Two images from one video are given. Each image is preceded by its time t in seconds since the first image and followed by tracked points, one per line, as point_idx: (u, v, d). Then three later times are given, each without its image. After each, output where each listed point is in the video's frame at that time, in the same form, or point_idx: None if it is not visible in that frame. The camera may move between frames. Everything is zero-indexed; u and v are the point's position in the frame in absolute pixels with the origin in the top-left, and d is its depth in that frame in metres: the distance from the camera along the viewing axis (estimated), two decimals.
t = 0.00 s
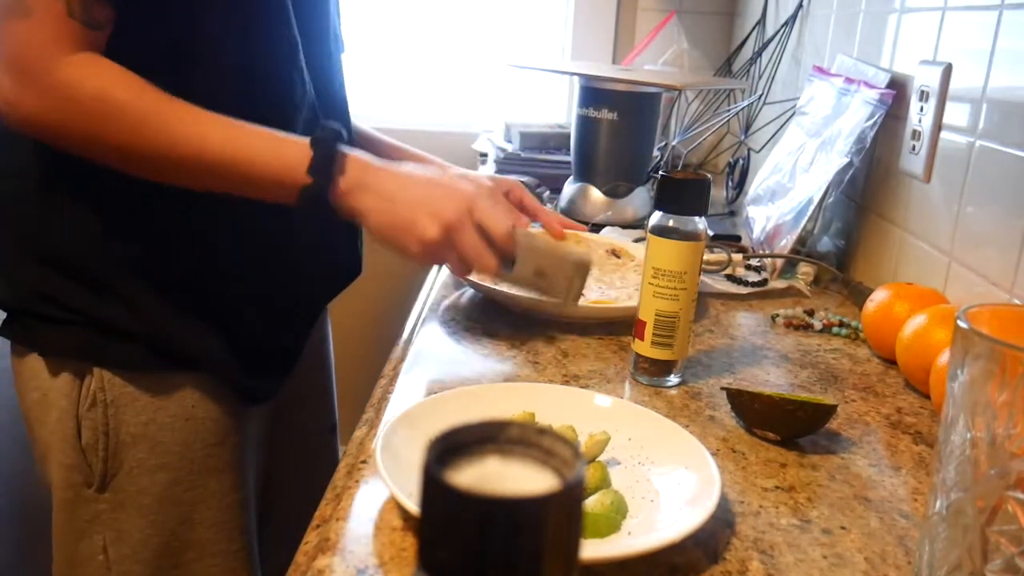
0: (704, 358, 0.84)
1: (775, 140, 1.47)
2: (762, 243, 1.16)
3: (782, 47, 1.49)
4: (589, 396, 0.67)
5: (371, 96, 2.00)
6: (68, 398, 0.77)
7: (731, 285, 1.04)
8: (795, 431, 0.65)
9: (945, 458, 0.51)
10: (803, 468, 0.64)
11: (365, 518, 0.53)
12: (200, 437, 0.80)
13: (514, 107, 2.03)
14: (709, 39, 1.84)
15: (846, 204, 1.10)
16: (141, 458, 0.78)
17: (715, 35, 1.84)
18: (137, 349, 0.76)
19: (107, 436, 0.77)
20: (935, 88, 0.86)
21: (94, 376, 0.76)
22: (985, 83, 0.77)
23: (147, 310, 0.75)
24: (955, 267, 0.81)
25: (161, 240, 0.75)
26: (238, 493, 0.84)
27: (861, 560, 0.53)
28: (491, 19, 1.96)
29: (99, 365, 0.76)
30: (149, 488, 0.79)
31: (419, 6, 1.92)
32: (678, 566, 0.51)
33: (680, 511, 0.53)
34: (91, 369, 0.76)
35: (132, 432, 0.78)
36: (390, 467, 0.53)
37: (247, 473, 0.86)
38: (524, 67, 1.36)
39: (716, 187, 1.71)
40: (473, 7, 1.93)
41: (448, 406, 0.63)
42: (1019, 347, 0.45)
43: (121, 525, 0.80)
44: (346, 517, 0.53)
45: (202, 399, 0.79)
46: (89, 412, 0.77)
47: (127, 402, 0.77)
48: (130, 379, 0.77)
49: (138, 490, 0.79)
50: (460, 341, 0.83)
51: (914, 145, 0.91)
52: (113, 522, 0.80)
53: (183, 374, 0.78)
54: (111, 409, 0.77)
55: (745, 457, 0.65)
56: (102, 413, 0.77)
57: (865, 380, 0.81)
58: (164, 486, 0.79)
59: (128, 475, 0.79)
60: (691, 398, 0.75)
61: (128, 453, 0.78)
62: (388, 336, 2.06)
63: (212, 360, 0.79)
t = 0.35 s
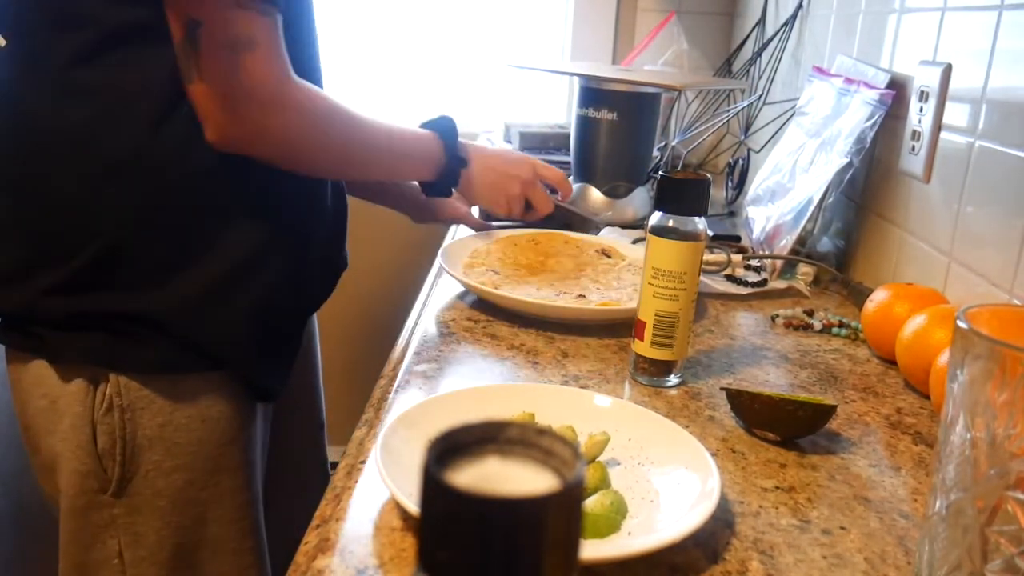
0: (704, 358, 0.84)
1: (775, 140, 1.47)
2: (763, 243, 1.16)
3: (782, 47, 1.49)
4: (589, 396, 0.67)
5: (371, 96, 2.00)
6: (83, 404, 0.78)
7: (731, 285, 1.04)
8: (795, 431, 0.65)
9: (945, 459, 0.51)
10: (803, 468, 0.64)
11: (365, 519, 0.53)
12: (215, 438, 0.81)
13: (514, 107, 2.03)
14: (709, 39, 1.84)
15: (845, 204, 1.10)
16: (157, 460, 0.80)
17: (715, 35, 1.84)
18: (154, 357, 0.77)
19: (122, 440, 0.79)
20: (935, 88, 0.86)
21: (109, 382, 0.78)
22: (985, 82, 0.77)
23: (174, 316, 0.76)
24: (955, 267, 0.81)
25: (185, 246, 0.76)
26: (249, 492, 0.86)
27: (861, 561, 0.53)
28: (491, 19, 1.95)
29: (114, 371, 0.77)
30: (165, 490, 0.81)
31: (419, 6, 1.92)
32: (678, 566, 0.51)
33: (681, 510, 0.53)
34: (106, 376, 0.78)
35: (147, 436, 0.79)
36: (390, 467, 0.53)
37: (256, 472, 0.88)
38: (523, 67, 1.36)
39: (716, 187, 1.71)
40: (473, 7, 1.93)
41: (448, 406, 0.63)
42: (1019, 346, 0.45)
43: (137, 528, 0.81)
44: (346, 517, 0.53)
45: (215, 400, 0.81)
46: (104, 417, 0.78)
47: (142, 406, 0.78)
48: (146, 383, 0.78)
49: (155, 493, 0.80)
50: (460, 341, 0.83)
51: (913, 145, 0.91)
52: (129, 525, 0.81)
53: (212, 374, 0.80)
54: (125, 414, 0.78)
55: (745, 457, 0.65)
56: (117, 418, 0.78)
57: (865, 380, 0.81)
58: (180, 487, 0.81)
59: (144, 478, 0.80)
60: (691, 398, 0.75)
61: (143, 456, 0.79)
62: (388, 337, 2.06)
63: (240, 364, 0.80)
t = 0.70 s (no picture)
0: (704, 358, 0.84)
1: (774, 140, 1.47)
2: (763, 244, 1.16)
3: (782, 47, 1.49)
4: (589, 396, 0.67)
5: (371, 96, 2.00)
6: (17, 402, 0.77)
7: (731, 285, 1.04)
8: (795, 431, 0.65)
9: (945, 459, 0.51)
10: (803, 468, 0.64)
11: (364, 519, 0.53)
12: (166, 435, 0.81)
13: (514, 107, 2.03)
14: (709, 39, 1.84)
15: (845, 204, 1.10)
16: (97, 461, 0.79)
17: (714, 35, 1.84)
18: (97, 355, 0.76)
19: (60, 440, 0.78)
20: (935, 88, 0.86)
21: (43, 380, 0.77)
22: (985, 82, 0.77)
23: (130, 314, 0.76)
24: (955, 267, 0.81)
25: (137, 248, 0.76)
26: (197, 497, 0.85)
27: (861, 561, 0.53)
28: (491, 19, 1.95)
29: (54, 370, 0.76)
30: (106, 491, 0.80)
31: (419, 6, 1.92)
32: (677, 566, 0.51)
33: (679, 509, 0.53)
34: (42, 375, 0.77)
35: (86, 436, 0.79)
36: (390, 467, 0.53)
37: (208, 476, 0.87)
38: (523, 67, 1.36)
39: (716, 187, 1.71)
40: (473, 7, 1.93)
41: (447, 407, 0.63)
42: (1019, 346, 0.45)
43: (78, 528, 0.81)
44: (345, 517, 0.53)
45: (163, 401, 0.80)
46: (39, 416, 0.77)
47: (79, 405, 0.78)
48: (88, 381, 0.77)
49: (95, 493, 0.80)
50: (460, 341, 0.83)
51: (913, 145, 0.91)
52: (69, 525, 0.81)
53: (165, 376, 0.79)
54: (61, 413, 0.78)
55: (745, 457, 0.65)
56: (52, 417, 0.78)
57: (865, 380, 0.81)
58: (120, 488, 0.80)
59: (83, 478, 0.80)
60: (691, 398, 0.75)
61: (83, 456, 0.79)
62: (389, 337, 2.06)
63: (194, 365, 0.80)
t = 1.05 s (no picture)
0: (703, 358, 0.84)
1: (775, 140, 1.47)
2: (763, 244, 1.16)
3: (782, 47, 1.49)
4: (589, 396, 0.67)
5: (371, 96, 2.00)
6: None
7: (731, 285, 1.04)
8: (795, 431, 0.65)
9: (945, 459, 0.51)
10: (803, 468, 0.64)
11: (364, 519, 0.53)
12: (105, 499, 0.72)
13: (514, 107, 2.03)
14: (709, 39, 1.84)
15: (845, 204, 1.10)
16: (34, 525, 0.70)
17: (714, 35, 1.84)
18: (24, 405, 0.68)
19: None
20: (935, 88, 0.86)
21: None
22: (985, 82, 0.77)
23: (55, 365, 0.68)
24: (954, 267, 0.81)
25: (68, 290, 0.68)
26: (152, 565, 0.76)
27: (861, 560, 0.53)
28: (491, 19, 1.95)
29: None
30: (45, 560, 0.72)
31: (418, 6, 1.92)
32: (677, 566, 0.51)
33: (679, 510, 0.53)
34: None
35: (23, 496, 0.70)
36: (390, 468, 0.53)
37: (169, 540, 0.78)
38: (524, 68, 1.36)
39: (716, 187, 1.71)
40: (473, 7, 1.93)
41: (447, 407, 0.63)
42: (1019, 347, 0.45)
43: None
44: (345, 517, 0.53)
45: (110, 457, 0.71)
46: None
47: (16, 459, 0.69)
48: (25, 434, 0.69)
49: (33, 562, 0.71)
50: (460, 342, 0.83)
51: (913, 145, 0.91)
52: None
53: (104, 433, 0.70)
54: None
55: (745, 457, 0.65)
56: None
57: (865, 380, 0.81)
58: (65, 558, 0.72)
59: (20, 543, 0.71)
60: (691, 398, 0.75)
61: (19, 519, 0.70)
62: (389, 338, 2.06)
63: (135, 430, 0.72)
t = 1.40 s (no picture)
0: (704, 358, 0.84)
1: (774, 140, 1.47)
2: (763, 244, 1.15)
3: (782, 47, 1.49)
4: (589, 396, 0.67)
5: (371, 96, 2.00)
6: None
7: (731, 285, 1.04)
8: (795, 431, 0.65)
9: (945, 459, 0.51)
10: (803, 468, 0.64)
11: (365, 519, 0.53)
12: None
13: (514, 107, 2.03)
14: (709, 39, 1.84)
15: (845, 205, 1.10)
16: None
17: (714, 35, 1.84)
18: None
19: None
20: (935, 88, 0.86)
21: None
22: (985, 82, 0.77)
23: None
24: (955, 267, 0.81)
25: None
26: None
27: (861, 560, 0.53)
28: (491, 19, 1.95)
29: None
30: None
31: (418, 6, 1.92)
32: (677, 566, 0.51)
33: (678, 510, 0.53)
34: None
35: None
36: (390, 468, 0.53)
37: None
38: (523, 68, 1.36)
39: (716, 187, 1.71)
40: (473, 6, 1.93)
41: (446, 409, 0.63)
42: (1019, 347, 0.45)
43: None
44: (345, 517, 0.53)
45: None
46: None
47: None
48: None
49: None
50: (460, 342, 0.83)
51: (913, 145, 0.91)
52: None
53: None
54: None
55: (745, 457, 0.65)
56: None
57: (865, 380, 0.81)
58: None
59: None
60: (691, 398, 0.75)
61: None
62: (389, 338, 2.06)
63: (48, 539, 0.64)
